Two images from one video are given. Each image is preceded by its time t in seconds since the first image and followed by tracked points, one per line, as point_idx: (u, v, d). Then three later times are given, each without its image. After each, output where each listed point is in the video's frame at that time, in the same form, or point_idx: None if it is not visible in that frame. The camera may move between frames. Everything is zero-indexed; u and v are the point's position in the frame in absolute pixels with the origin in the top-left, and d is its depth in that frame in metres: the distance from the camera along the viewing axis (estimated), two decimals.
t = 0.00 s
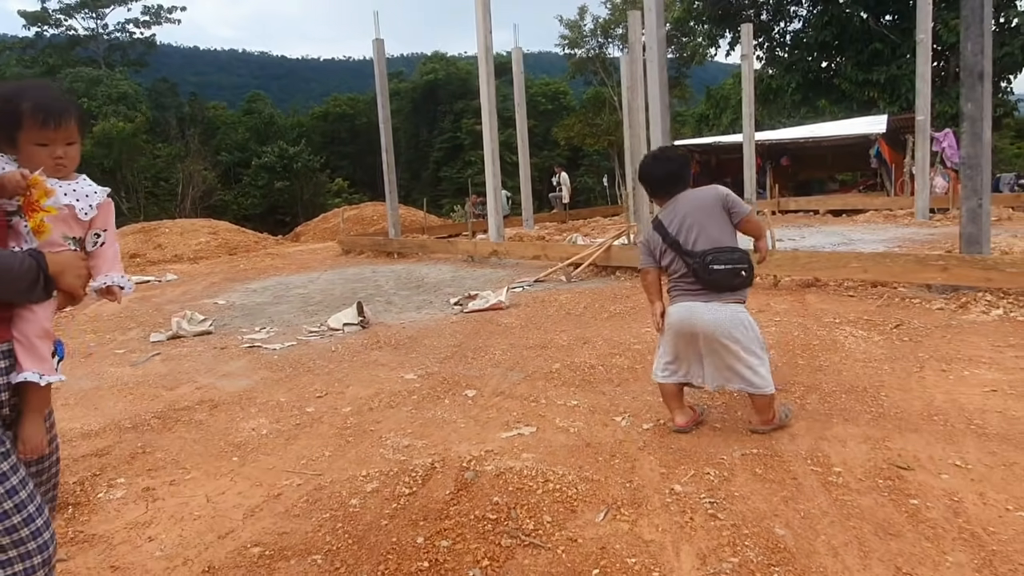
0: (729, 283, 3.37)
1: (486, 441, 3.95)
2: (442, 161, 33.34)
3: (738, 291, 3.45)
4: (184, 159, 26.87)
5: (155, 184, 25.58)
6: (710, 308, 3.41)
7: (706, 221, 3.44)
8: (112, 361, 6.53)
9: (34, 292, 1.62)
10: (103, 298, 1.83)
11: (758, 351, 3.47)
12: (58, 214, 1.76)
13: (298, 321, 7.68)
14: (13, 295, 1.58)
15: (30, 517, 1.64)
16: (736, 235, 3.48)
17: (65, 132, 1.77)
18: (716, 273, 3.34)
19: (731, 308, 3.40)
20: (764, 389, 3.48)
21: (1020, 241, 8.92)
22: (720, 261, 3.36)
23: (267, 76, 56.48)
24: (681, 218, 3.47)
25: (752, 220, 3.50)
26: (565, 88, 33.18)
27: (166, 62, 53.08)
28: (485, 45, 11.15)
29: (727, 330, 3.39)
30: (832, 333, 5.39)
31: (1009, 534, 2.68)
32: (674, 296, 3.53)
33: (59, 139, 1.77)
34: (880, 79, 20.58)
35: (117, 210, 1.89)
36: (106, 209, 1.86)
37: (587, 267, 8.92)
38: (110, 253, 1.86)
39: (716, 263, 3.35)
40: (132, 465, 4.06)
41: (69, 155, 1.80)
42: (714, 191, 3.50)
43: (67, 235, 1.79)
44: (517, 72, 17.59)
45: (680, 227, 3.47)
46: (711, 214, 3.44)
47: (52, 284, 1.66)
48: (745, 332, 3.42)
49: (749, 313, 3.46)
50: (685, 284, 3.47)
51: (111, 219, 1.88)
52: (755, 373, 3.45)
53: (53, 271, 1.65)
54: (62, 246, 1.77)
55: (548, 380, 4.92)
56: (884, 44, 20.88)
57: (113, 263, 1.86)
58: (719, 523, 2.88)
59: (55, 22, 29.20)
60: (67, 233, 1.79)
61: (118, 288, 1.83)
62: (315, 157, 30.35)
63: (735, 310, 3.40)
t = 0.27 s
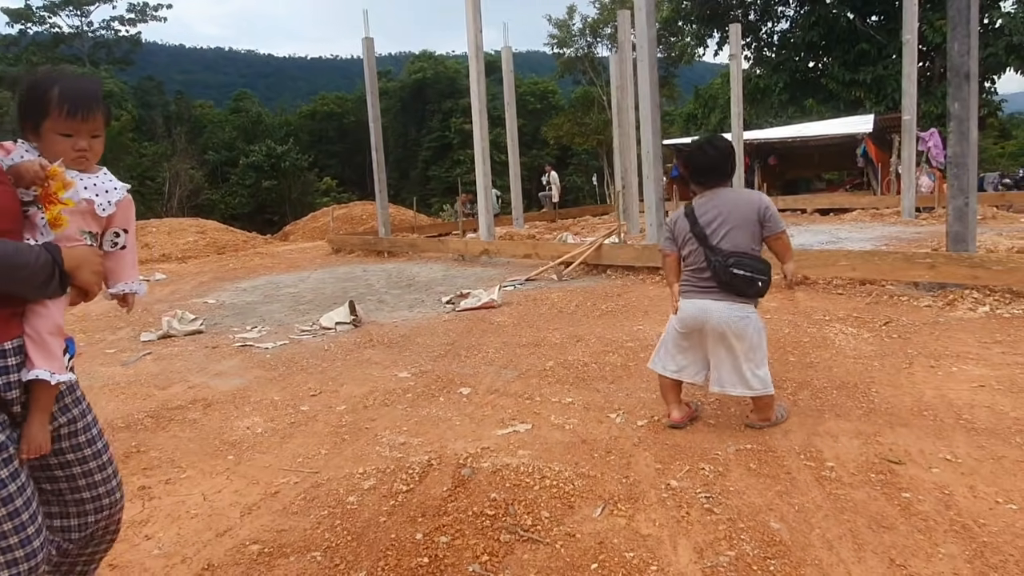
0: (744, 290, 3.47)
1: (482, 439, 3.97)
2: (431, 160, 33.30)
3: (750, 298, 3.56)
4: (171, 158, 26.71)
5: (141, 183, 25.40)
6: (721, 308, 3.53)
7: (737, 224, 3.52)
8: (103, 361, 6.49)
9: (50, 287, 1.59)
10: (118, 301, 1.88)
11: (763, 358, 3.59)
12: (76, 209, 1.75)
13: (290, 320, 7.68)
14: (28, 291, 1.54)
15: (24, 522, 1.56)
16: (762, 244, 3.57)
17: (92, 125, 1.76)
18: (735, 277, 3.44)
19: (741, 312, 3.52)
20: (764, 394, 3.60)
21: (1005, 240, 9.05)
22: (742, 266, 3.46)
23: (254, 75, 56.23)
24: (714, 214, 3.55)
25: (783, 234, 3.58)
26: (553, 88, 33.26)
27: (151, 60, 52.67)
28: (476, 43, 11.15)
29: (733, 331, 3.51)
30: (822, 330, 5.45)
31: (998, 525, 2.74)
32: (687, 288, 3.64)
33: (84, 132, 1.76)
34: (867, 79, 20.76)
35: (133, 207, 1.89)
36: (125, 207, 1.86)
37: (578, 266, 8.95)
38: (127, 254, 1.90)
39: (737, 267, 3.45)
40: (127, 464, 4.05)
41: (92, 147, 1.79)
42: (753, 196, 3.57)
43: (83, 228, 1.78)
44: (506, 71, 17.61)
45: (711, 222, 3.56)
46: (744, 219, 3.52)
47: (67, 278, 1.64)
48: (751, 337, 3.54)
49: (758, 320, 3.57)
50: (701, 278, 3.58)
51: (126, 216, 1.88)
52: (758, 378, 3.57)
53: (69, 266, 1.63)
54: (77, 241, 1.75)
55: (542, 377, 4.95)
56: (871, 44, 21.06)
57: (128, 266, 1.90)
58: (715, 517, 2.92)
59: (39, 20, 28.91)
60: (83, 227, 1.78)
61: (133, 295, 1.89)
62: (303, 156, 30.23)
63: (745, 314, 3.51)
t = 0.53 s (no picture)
0: (754, 293, 3.56)
1: (478, 439, 3.98)
2: (423, 162, 33.27)
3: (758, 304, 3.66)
4: (161, 159, 26.60)
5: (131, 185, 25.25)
6: (730, 307, 3.63)
7: (764, 231, 3.62)
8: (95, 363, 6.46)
9: (55, 289, 1.58)
10: (142, 301, 1.87)
11: (765, 364, 3.67)
12: (93, 210, 1.73)
13: (283, 322, 7.67)
14: (31, 293, 1.55)
15: (19, 530, 1.57)
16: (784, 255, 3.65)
17: (113, 122, 1.76)
18: (750, 280, 3.54)
19: (748, 315, 3.62)
20: (760, 398, 3.68)
21: (994, 241, 9.14)
22: (758, 271, 3.55)
23: (244, 76, 56.07)
24: (745, 215, 3.65)
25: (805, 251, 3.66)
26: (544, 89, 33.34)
27: (139, 61, 52.36)
28: (468, 45, 11.17)
29: (738, 330, 3.62)
30: (814, 330, 5.50)
31: (989, 523, 2.78)
32: (701, 279, 3.76)
33: (105, 130, 1.76)
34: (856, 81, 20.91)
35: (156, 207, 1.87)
36: (146, 205, 1.84)
37: (571, 267, 8.98)
38: (151, 254, 1.89)
39: (753, 270, 3.54)
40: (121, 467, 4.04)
41: (114, 147, 1.79)
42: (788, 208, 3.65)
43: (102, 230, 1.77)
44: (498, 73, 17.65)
45: (740, 221, 3.66)
46: (772, 227, 3.62)
47: (76, 280, 1.63)
48: (756, 341, 3.64)
49: (764, 326, 3.67)
50: (716, 273, 3.68)
51: (149, 215, 1.86)
52: (759, 383, 3.66)
53: (78, 268, 1.62)
54: (95, 241, 1.73)
55: (536, 379, 4.97)
56: (860, 46, 21.21)
57: (150, 267, 1.88)
58: (710, 516, 2.95)
59: (27, 20, 28.68)
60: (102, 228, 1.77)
61: (159, 294, 1.88)
62: (293, 158, 30.16)
63: (751, 317, 3.62)
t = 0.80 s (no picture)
0: (749, 292, 3.61)
1: (472, 440, 3.99)
2: (414, 163, 33.24)
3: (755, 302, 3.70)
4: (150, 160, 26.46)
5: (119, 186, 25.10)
6: (726, 305, 3.69)
7: (761, 229, 3.66)
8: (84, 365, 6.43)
9: (71, 285, 1.60)
10: (155, 295, 1.79)
11: (761, 362, 3.71)
12: (115, 208, 1.76)
13: (274, 323, 7.66)
14: (48, 289, 1.57)
15: (37, 526, 1.58)
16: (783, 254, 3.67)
17: (132, 119, 1.77)
18: (744, 278, 3.59)
19: (742, 313, 3.67)
20: (754, 396, 3.71)
21: (980, 241, 9.24)
22: (753, 269, 3.60)
23: (233, 76, 55.87)
24: (743, 214, 3.69)
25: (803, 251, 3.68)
26: (535, 90, 33.41)
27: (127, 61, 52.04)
28: (459, 46, 11.18)
29: (732, 328, 3.67)
30: (804, 330, 5.55)
31: (978, 520, 2.81)
32: (699, 277, 3.83)
33: (124, 126, 1.77)
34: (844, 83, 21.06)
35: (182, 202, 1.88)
36: (169, 200, 1.85)
37: (562, 268, 9.00)
38: (173, 250, 1.84)
39: (748, 269, 3.59)
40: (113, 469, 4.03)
41: (136, 142, 1.80)
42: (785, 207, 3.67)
43: (126, 226, 1.79)
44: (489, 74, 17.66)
45: (737, 220, 3.71)
46: (768, 226, 3.65)
47: (95, 278, 1.64)
48: (750, 338, 3.68)
49: (760, 324, 3.71)
50: (713, 271, 3.74)
51: (172, 210, 1.86)
52: (755, 380, 3.70)
53: (97, 266, 1.64)
54: (118, 238, 1.76)
55: (529, 379, 4.99)
56: (848, 48, 21.35)
57: (172, 260, 1.82)
58: (702, 515, 2.97)
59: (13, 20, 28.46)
60: (126, 225, 1.79)
61: (173, 289, 1.80)
62: (283, 159, 30.06)
63: (746, 315, 3.67)
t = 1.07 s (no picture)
0: (739, 283, 3.69)
1: (464, 440, 3.99)
2: (404, 163, 33.19)
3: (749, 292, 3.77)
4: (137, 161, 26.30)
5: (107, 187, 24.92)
6: (719, 300, 3.77)
7: (739, 221, 3.75)
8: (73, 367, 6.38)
9: (94, 276, 1.68)
10: (191, 283, 1.91)
11: (758, 351, 3.77)
12: (142, 196, 1.82)
13: (265, 324, 7.63)
14: (73, 281, 1.65)
15: (56, 506, 1.69)
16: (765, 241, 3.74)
17: (149, 101, 1.82)
18: (731, 271, 3.67)
19: (735, 305, 3.74)
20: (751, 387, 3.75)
21: (968, 241, 9.32)
22: (738, 262, 3.68)
23: (222, 76, 55.55)
24: (719, 211, 3.78)
25: (785, 236, 3.76)
26: (525, 90, 33.42)
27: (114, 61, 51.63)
28: (449, 47, 11.17)
29: (727, 321, 3.75)
30: (793, 329, 5.59)
31: (966, 516, 2.84)
32: (691, 278, 3.92)
33: (142, 109, 1.82)
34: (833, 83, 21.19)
35: (206, 188, 1.92)
36: (194, 187, 1.90)
37: (553, 268, 9.02)
38: (201, 237, 1.92)
39: (733, 262, 3.67)
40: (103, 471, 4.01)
41: (156, 126, 1.85)
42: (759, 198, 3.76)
43: (154, 215, 1.84)
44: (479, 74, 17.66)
45: (715, 218, 3.81)
46: (747, 219, 3.73)
47: (119, 268, 1.71)
48: (747, 329, 3.74)
49: (755, 314, 3.77)
50: (702, 270, 3.84)
51: (198, 197, 1.91)
52: (753, 369, 3.75)
53: (120, 257, 1.70)
54: (144, 227, 1.81)
55: (521, 379, 4.99)
56: (837, 49, 21.47)
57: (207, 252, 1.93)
58: (694, 513, 2.99)
59: None
60: (154, 213, 1.84)
61: (208, 278, 1.91)
62: (273, 159, 29.93)
63: (739, 307, 3.74)
